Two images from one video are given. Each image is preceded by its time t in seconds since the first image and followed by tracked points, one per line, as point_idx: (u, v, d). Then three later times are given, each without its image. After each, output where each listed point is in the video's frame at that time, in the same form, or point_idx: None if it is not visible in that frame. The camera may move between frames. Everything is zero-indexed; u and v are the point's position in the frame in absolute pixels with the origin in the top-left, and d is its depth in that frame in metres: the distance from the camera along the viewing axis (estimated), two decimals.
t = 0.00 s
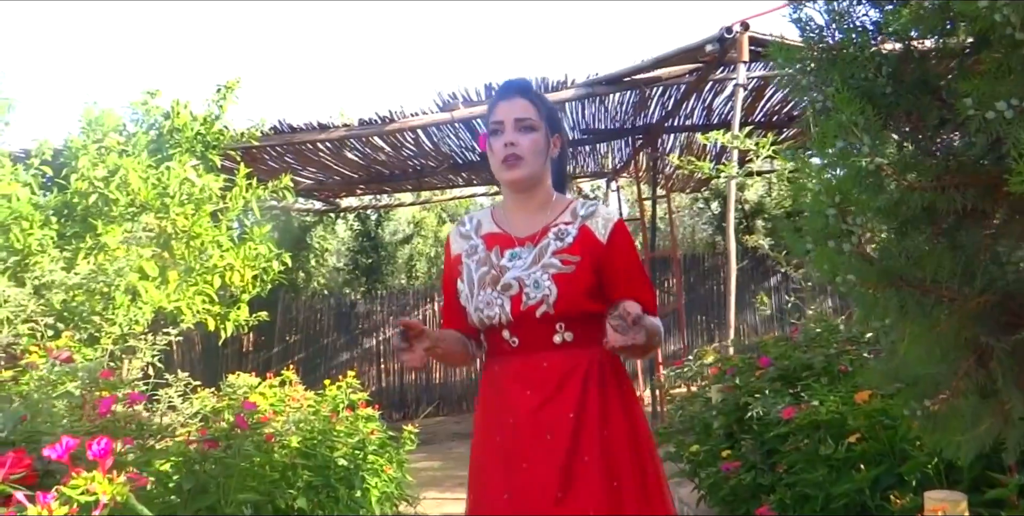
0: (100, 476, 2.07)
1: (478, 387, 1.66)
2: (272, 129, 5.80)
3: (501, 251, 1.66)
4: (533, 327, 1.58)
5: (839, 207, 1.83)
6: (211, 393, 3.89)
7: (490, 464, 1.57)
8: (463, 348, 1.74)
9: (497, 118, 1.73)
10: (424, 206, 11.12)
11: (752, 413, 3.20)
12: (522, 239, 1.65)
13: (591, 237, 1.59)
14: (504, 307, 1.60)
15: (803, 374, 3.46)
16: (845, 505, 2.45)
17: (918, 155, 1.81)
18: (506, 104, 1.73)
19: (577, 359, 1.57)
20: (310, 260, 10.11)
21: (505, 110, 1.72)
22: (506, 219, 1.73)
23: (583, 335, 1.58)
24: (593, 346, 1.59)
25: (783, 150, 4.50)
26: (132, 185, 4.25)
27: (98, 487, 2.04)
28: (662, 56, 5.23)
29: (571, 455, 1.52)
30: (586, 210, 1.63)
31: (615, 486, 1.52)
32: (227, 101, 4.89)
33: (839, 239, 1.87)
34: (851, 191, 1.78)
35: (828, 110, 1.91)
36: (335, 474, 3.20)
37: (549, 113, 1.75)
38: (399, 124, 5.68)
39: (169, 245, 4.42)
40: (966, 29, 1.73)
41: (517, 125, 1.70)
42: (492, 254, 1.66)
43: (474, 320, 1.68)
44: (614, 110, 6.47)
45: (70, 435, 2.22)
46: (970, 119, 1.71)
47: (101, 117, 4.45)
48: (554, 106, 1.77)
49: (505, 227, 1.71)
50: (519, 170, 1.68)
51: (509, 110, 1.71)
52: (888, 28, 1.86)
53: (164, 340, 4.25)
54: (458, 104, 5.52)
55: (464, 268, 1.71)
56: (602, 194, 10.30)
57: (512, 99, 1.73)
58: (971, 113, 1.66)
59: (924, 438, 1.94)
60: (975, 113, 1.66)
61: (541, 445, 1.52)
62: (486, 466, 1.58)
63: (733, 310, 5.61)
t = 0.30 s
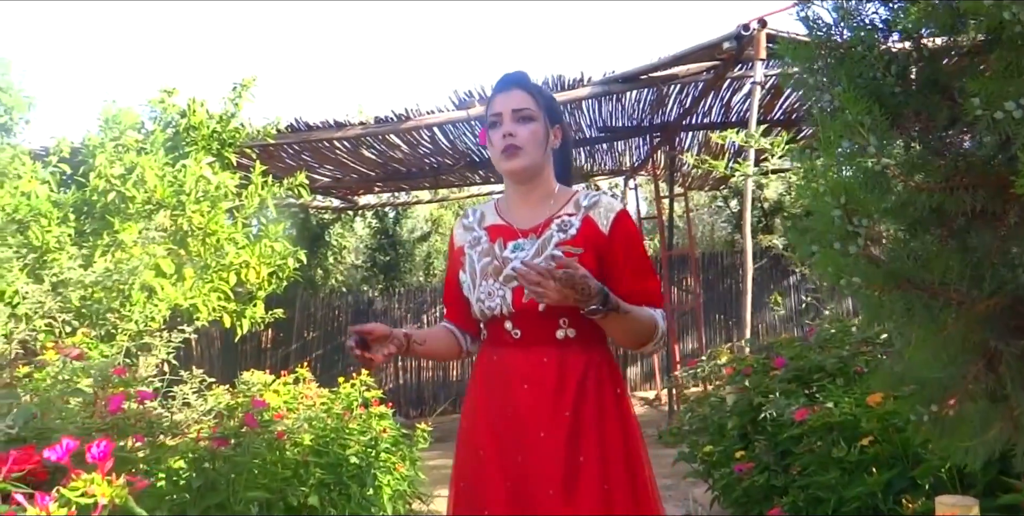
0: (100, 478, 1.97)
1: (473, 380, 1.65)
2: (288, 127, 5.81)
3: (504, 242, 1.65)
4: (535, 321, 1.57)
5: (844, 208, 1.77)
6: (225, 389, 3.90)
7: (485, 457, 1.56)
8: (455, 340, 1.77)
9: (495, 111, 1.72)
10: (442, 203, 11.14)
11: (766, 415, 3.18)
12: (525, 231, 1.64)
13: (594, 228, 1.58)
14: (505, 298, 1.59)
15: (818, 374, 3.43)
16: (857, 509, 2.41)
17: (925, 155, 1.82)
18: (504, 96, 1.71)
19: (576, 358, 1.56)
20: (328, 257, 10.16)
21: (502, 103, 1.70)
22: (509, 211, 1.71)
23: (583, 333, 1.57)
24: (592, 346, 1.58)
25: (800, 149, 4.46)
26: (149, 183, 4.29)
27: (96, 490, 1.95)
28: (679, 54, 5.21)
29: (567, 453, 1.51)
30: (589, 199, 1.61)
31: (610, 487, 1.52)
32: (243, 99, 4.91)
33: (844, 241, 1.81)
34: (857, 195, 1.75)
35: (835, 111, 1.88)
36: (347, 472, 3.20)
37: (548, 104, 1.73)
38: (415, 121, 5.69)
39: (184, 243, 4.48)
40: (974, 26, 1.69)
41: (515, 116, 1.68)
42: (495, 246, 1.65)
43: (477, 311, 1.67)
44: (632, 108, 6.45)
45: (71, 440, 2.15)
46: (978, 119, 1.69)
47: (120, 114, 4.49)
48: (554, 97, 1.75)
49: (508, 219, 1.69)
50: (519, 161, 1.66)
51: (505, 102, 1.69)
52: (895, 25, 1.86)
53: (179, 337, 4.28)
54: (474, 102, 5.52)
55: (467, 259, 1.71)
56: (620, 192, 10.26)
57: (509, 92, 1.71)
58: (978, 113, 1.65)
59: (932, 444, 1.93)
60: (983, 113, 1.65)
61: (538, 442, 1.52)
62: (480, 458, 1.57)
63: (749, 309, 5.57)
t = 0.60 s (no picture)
0: (93, 475, 2.00)
1: (488, 379, 1.64)
2: (302, 126, 5.83)
3: (519, 244, 1.63)
4: (550, 323, 1.56)
5: (847, 206, 1.83)
6: (239, 387, 3.93)
7: (499, 457, 1.56)
8: (480, 336, 1.74)
9: (509, 110, 1.70)
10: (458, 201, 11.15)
11: (778, 414, 3.16)
12: (539, 232, 1.63)
13: (609, 229, 1.57)
14: (520, 301, 1.57)
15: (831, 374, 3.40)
16: (869, 510, 2.39)
17: (931, 152, 1.82)
18: (518, 95, 1.70)
19: (591, 359, 1.54)
20: (344, 255, 10.19)
21: (517, 102, 1.69)
22: (522, 211, 1.69)
23: (599, 335, 1.56)
24: (609, 346, 1.57)
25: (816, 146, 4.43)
26: (164, 181, 4.31)
27: (89, 487, 1.97)
28: (694, 51, 5.18)
29: (581, 454, 1.50)
30: (602, 198, 1.59)
31: (624, 487, 1.51)
32: (258, 98, 4.93)
33: (849, 240, 1.85)
34: (862, 191, 1.78)
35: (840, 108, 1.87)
36: (359, 469, 3.17)
37: (561, 102, 1.71)
38: (429, 119, 5.69)
39: (200, 242, 4.51)
40: (981, 20, 1.67)
41: (529, 116, 1.67)
42: (509, 247, 1.63)
43: (492, 314, 1.65)
44: (648, 106, 6.42)
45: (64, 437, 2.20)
46: (984, 116, 1.68)
47: (136, 113, 4.53)
48: (568, 96, 1.74)
49: (521, 219, 1.67)
50: (533, 161, 1.65)
51: (520, 101, 1.68)
52: (901, 23, 1.81)
53: (193, 334, 4.30)
54: (489, 100, 5.51)
55: (481, 261, 1.69)
56: (636, 190, 10.23)
57: (524, 91, 1.70)
58: (983, 111, 1.64)
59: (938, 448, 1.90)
60: (988, 111, 1.64)
61: (553, 442, 1.51)
62: (495, 458, 1.57)
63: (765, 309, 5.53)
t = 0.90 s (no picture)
0: (82, 476, 1.95)
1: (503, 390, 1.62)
2: (313, 125, 5.84)
3: (527, 256, 1.60)
4: (559, 332, 1.54)
5: (845, 209, 1.77)
6: (249, 385, 3.95)
7: (514, 468, 1.54)
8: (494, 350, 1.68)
9: (520, 119, 1.68)
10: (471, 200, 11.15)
11: (786, 415, 3.14)
12: (547, 245, 1.60)
13: (617, 241, 1.53)
14: (529, 315, 1.56)
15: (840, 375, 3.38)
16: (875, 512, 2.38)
17: (928, 154, 1.83)
18: (529, 104, 1.67)
19: (602, 367, 1.51)
20: (357, 254, 10.21)
21: (528, 110, 1.66)
22: (532, 223, 1.66)
23: (610, 343, 1.53)
24: (622, 353, 1.53)
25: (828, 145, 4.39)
26: (175, 181, 4.33)
27: (78, 488, 1.93)
28: (705, 49, 5.15)
29: (594, 462, 1.48)
30: (611, 210, 1.56)
31: (640, 493, 1.48)
32: (269, 98, 4.94)
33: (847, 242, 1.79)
34: (860, 194, 1.75)
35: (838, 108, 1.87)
36: (366, 469, 3.17)
37: (574, 113, 1.68)
38: (440, 118, 5.69)
39: (210, 241, 4.52)
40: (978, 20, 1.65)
41: (540, 126, 1.65)
42: (518, 260, 1.61)
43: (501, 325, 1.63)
44: (660, 104, 6.39)
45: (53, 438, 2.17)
46: (984, 117, 1.66)
47: (148, 113, 4.55)
48: (580, 106, 1.71)
49: (530, 231, 1.65)
50: (542, 173, 1.62)
51: (532, 110, 1.65)
52: (901, 22, 1.81)
53: (204, 333, 4.32)
54: (499, 99, 5.49)
55: (489, 272, 1.66)
56: (649, 188, 10.19)
57: (536, 99, 1.67)
58: (981, 112, 1.64)
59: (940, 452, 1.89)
60: (986, 112, 1.64)
61: (565, 452, 1.49)
62: (510, 469, 1.55)
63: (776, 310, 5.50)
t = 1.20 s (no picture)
0: (72, 476, 1.91)
1: (492, 378, 1.62)
2: (320, 124, 5.86)
3: (522, 238, 1.60)
4: (552, 316, 1.54)
5: (837, 210, 1.84)
6: (255, 384, 3.96)
7: (503, 455, 1.54)
8: (470, 335, 1.69)
9: (512, 109, 1.67)
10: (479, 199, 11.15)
11: (790, 415, 3.13)
12: (542, 227, 1.60)
13: (612, 225, 1.54)
14: (522, 295, 1.56)
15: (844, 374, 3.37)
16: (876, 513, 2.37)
17: (921, 155, 1.80)
18: (522, 92, 1.66)
19: (594, 355, 1.52)
20: (365, 253, 10.23)
21: (521, 100, 1.66)
22: (526, 207, 1.67)
23: (602, 331, 1.53)
24: (612, 342, 1.54)
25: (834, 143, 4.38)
26: (182, 180, 4.35)
27: (68, 487, 1.90)
28: (711, 48, 5.13)
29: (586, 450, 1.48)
30: (606, 195, 1.57)
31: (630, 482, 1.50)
32: (275, 97, 4.95)
33: (840, 243, 1.86)
34: (851, 190, 1.78)
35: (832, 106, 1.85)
36: (370, 468, 3.18)
37: (567, 100, 1.67)
38: (446, 117, 5.70)
39: (217, 240, 4.54)
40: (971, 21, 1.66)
41: (533, 114, 1.64)
42: (512, 242, 1.61)
43: (494, 309, 1.63)
44: (667, 103, 6.38)
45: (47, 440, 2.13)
46: (980, 116, 1.67)
47: (155, 112, 4.57)
48: (574, 91, 1.70)
49: (525, 214, 1.65)
50: (539, 159, 1.63)
51: (524, 100, 1.65)
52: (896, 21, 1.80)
53: (210, 331, 4.34)
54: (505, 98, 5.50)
55: (483, 255, 1.66)
56: (657, 187, 10.18)
57: (528, 88, 1.66)
58: (973, 111, 1.65)
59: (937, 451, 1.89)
60: (977, 111, 1.65)
61: (557, 438, 1.49)
62: (499, 456, 1.55)
63: (783, 309, 5.48)
